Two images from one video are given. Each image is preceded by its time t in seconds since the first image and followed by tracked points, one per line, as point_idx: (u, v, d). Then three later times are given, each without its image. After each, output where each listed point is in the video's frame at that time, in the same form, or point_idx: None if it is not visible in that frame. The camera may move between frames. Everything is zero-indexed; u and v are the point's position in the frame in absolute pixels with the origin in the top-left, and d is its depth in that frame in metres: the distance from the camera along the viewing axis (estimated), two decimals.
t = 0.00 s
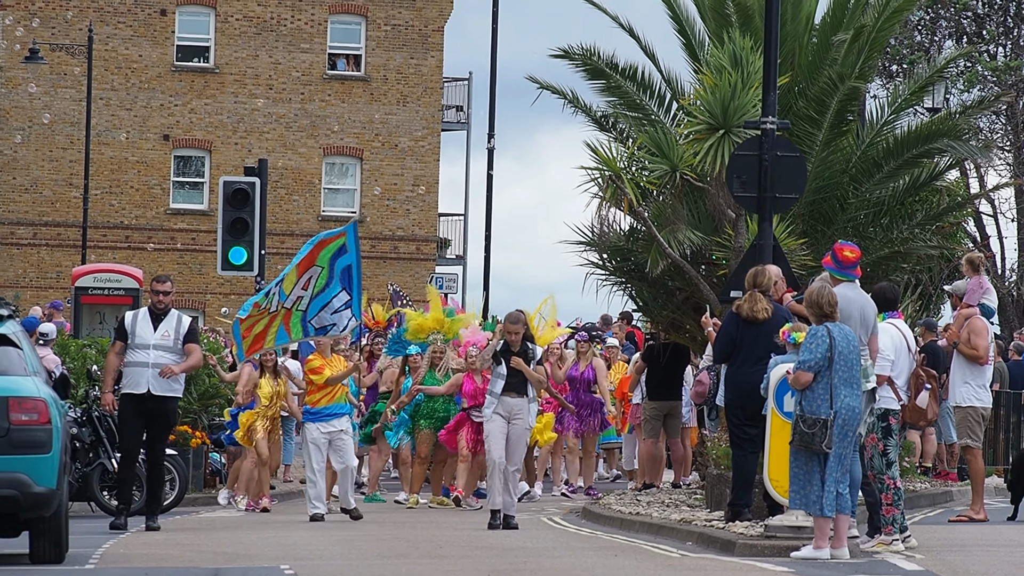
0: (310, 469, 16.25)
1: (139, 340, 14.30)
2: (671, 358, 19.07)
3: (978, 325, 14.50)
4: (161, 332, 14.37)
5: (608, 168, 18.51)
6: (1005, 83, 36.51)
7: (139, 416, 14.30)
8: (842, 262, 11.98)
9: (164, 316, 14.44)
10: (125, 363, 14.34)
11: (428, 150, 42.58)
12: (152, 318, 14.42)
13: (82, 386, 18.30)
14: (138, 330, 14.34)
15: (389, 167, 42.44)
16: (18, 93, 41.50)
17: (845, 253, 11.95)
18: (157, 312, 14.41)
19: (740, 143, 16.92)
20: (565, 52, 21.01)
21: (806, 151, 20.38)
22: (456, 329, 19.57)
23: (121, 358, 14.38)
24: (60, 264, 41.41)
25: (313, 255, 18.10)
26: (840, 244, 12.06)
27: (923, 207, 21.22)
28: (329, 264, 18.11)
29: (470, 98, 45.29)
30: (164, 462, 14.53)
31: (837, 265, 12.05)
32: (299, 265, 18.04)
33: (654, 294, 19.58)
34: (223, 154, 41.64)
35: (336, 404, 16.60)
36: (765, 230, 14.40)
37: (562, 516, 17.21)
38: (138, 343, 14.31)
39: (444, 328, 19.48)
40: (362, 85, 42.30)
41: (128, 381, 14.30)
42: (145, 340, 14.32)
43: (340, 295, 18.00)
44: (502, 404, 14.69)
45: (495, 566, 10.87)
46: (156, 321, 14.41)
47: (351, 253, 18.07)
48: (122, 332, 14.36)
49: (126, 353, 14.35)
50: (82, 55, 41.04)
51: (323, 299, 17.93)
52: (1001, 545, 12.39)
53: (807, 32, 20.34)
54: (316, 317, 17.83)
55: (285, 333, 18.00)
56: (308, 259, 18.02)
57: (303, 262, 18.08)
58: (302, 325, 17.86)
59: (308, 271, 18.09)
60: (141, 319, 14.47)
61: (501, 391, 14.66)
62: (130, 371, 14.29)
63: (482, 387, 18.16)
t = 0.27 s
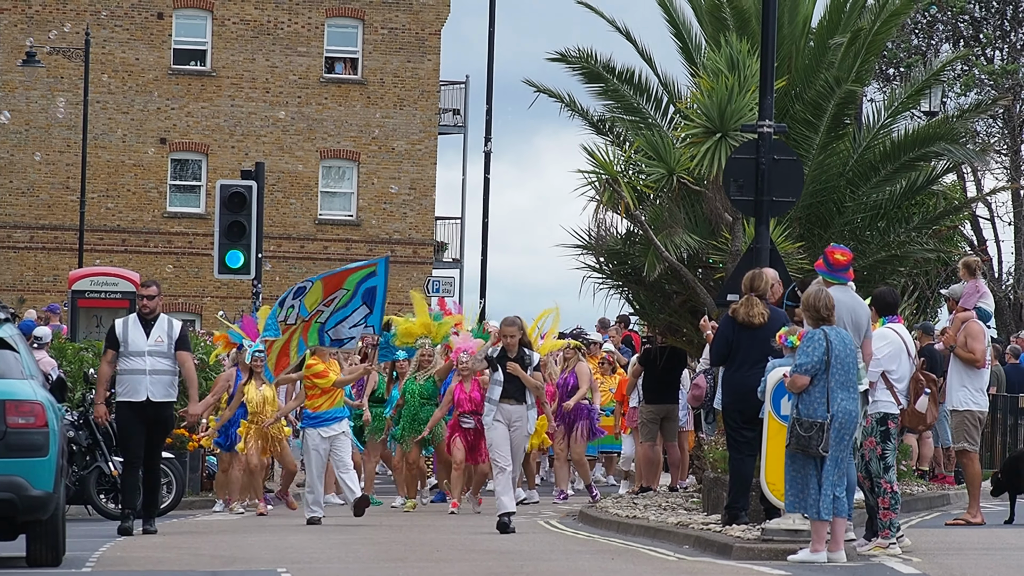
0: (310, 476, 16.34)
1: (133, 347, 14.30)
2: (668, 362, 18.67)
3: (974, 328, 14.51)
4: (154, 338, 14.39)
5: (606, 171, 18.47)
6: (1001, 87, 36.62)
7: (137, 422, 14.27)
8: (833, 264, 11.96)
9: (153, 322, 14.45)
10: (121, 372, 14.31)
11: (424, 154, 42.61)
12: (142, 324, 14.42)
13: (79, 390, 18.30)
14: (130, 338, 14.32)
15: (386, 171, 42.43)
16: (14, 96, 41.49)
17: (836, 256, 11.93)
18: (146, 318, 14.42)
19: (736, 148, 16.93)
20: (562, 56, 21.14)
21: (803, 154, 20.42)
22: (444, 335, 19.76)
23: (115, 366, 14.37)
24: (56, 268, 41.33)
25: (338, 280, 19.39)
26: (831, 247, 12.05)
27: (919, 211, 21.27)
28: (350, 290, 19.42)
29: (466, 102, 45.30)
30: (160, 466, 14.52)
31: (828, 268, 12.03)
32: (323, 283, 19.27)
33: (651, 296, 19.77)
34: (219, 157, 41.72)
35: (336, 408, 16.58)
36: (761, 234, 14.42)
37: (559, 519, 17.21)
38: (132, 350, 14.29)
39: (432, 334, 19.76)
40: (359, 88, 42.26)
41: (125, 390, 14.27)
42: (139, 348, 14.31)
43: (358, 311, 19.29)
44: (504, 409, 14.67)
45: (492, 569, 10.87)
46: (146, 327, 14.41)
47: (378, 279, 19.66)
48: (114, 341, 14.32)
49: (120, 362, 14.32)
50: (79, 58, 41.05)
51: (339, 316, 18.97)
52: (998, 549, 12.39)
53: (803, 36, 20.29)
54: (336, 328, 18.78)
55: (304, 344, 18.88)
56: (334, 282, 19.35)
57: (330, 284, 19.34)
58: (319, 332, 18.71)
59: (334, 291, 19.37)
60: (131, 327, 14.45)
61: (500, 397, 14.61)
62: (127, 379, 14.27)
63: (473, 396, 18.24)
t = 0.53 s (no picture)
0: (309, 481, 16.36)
1: (127, 347, 14.26)
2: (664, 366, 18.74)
3: (971, 332, 14.47)
4: (147, 337, 14.36)
5: (603, 175, 18.50)
6: (1000, 90, 36.70)
7: (132, 423, 14.27)
8: (824, 268, 11.95)
9: (145, 321, 14.42)
10: (114, 371, 14.29)
11: (422, 157, 42.56)
12: (134, 323, 14.38)
13: (77, 393, 18.31)
14: (123, 338, 14.29)
15: (384, 174, 42.43)
16: (13, 100, 41.50)
17: (826, 260, 11.90)
18: (138, 317, 14.38)
19: (734, 151, 16.95)
20: (560, 59, 21.20)
21: (801, 158, 20.42)
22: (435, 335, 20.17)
23: (107, 365, 14.34)
24: (55, 271, 41.28)
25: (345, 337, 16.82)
26: (822, 250, 12.02)
27: (917, 214, 21.20)
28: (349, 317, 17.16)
29: (464, 105, 45.31)
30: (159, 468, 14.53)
31: (819, 271, 12.01)
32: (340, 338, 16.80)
33: (649, 302, 19.62)
34: (217, 161, 41.73)
35: (339, 414, 16.59)
36: (760, 237, 14.42)
37: (557, 523, 17.21)
38: (125, 350, 14.26)
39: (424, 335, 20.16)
40: (356, 91, 42.28)
41: (118, 389, 14.27)
42: (133, 347, 14.28)
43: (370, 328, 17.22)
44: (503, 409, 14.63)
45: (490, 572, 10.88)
46: (138, 326, 14.38)
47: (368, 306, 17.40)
48: (106, 341, 14.29)
49: (113, 361, 14.30)
50: (77, 61, 41.08)
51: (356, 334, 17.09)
52: (996, 552, 12.40)
53: (801, 40, 20.61)
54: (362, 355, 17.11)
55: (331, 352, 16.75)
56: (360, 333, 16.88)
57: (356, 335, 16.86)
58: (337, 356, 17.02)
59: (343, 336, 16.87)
60: (123, 326, 14.41)
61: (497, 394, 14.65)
62: (120, 379, 14.26)
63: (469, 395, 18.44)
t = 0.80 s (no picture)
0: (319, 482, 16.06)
1: (123, 351, 14.25)
2: (662, 369, 18.69)
3: (965, 335, 14.53)
4: (144, 341, 14.35)
5: (600, 178, 18.53)
6: (996, 93, 36.78)
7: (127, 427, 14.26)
8: (819, 269, 12.02)
9: (143, 325, 14.42)
10: (110, 374, 14.28)
11: (418, 160, 42.50)
12: (132, 327, 14.37)
13: (74, 396, 18.30)
14: (120, 340, 14.28)
15: (381, 177, 42.40)
16: (9, 102, 41.49)
17: (822, 260, 11.98)
18: (136, 320, 14.37)
19: (731, 154, 16.99)
20: (556, 61, 21.12)
21: (798, 161, 20.59)
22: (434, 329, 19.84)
23: (103, 368, 14.32)
24: (51, 274, 41.28)
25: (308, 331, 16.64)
26: (817, 251, 12.10)
27: (913, 217, 21.12)
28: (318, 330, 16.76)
29: (461, 108, 45.32)
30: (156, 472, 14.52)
31: (813, 272, 12.08)
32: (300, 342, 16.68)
33: (646, 304, 19.72)
34: (214, 164, 41.69)
35: (347, 413, 16.24)
36: (756, 240, 14.39)
37: (554, 526, 17.20)
38: (122, 353, 14.25)
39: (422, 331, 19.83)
40: (353, 94, 42.31)
41: (113, 393, 14.25)
42: (129, 350, 14.27)
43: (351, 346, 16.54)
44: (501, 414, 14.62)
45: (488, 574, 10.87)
46: (136, 330, 14.37)
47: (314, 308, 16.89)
48: (103, 343, 14.28)
49: (109, 364, 14.29)
50: (73, 64, 41.06)
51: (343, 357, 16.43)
52: (993, 556, 12.40)
53: (798, 43, 20.53)
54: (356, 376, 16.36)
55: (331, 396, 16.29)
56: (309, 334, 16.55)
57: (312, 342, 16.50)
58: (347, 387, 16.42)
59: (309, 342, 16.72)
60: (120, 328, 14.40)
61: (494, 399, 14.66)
62: (116, 383, 14.25)
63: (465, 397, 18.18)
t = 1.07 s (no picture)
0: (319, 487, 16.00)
1: (125, 356, 14.27)
2: (659, 372, 18.69)
3: (958, 338, 14.51)
4: (147, 348, 14.37)
5: (597, 181, 18.53)
6: (994, 95, 36.83)
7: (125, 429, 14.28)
8: (822, 276, 12.07)
9: (148, 331, 14.44)
10: (111, 380, 14.29)
11: (416, 163, 42.51)
12: (137, 332, 14.40)
13: (71, 398, 18.29)
14: (123, 345, 14.31)
15: (378, 179, 42.39)
16: (7, 104, 41.49)
17: (825, 267, 12.05)
18: (141, 326, 14.40)
19: (728, 156, 17.00)
20: (554, 65, 21.20)
21: (795, 164, 20.63)
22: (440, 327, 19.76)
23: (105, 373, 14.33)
24: (49, 276, 41.30)
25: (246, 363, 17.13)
26: (819, 258, 12.17)
27: (912, 220, 21.32)
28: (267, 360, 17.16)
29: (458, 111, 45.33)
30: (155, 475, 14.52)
31: (817, 280, 12.13)
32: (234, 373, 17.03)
33: (643, 307, 19.82)
34: (211, 166, 41.67)
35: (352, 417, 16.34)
36: (753, 243, 14.39)
37: (551, 528, 17.19)
38: (124, 359, 14.27)
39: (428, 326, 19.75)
40: (350, 97, 42.32)
41: (112, 399, 14.27)
42: (131, 356, 14.29)
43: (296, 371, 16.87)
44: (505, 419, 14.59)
45: None
46: (140, 336, 14.40)
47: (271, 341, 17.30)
48: (107, 347, 14.31)
49: (111, 370, 14.30)
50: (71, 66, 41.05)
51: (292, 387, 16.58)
52: (991, 559, 12.40)
53: (795, 45, 20.60)
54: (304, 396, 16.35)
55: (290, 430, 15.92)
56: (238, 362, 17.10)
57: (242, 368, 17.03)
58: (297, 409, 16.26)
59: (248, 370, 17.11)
60: (125, 334, 14.43)
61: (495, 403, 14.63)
62: (116, 389, 14.26)
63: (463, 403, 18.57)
